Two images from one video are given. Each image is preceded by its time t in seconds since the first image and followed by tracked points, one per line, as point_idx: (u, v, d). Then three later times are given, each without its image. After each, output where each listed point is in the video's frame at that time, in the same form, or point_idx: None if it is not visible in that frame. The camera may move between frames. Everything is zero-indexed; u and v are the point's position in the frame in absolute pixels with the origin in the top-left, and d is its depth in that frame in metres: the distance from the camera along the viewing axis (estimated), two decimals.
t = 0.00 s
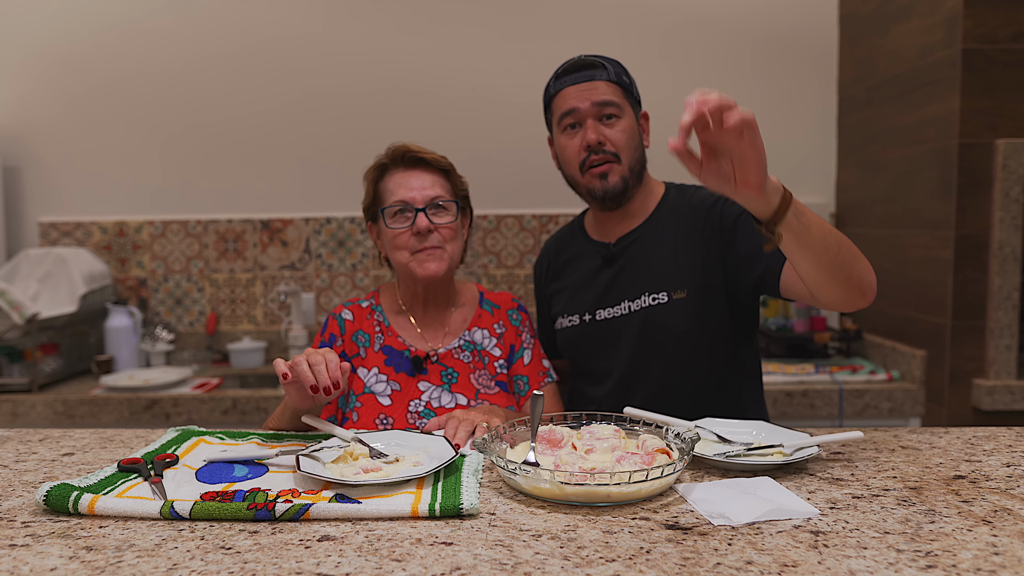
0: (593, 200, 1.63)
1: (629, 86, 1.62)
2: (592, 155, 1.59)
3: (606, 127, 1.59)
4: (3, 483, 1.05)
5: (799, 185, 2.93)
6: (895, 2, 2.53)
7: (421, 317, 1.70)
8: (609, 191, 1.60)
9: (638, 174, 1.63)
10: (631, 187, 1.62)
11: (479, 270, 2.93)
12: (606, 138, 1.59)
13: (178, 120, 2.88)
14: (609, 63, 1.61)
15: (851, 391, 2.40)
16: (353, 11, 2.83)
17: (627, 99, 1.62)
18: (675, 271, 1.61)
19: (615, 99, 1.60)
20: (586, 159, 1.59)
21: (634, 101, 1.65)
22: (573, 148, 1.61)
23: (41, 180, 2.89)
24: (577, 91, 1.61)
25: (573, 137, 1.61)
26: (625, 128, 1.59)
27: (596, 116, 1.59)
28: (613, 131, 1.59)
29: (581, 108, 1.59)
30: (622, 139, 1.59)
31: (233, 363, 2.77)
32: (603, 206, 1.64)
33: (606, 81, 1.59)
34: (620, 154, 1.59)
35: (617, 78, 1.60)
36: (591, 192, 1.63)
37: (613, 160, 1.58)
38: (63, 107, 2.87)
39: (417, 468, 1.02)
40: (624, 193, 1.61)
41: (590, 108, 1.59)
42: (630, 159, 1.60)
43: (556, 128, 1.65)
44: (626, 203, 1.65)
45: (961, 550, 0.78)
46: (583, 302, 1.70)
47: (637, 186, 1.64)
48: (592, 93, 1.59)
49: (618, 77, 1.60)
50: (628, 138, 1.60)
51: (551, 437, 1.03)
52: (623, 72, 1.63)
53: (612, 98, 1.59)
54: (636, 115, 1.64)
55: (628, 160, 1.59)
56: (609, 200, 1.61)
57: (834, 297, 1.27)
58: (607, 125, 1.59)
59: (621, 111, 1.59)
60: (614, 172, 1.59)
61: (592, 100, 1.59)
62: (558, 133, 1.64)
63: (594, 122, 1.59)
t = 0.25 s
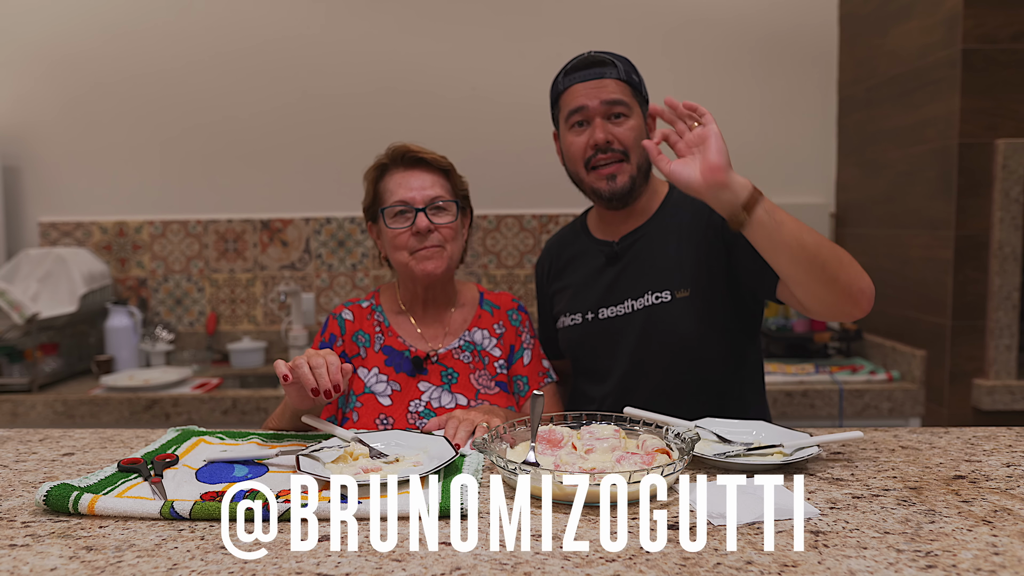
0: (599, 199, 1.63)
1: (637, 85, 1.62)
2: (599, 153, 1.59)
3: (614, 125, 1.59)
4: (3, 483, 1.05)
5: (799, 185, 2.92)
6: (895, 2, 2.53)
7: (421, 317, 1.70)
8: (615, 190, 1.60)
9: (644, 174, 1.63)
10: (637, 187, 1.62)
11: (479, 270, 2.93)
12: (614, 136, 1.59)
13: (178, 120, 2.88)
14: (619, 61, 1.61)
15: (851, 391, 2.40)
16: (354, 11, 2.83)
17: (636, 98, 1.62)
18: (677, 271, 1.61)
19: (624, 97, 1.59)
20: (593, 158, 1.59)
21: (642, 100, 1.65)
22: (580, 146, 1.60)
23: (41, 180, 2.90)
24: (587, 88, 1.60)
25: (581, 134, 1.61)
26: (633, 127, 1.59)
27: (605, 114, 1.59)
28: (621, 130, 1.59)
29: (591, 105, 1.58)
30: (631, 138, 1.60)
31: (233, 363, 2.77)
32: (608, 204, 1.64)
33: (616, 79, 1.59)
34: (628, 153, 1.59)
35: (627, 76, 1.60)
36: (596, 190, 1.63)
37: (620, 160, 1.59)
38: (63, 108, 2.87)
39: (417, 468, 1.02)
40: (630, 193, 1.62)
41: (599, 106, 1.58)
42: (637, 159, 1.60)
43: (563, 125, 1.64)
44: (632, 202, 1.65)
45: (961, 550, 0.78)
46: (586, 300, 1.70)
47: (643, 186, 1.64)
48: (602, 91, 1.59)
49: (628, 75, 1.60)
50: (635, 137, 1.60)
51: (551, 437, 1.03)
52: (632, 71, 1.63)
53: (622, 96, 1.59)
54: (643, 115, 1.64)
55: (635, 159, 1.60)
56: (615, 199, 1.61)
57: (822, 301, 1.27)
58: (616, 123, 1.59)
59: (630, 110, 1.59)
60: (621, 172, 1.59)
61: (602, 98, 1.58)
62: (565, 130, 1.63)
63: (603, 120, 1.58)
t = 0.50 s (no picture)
0: (597, 201, 1.64)
1: (636, 88, 1.62)
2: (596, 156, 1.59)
3: (610, 129, 1.59)
4: (3, 483, 1.05)
5: (799, 185, 2.92)
6: (895, 2, 2.53)
7: (422, 318, 1.70)
8: (613, 192, 1.60)
9: (642, 176, 1.63)
10: (634, 189, 1.62)
11: (479, 270, 2.93)
12: (610, 139, 1.59)
13: (178, 120, 2.88)
14: (617, 62, 1.60)
15: (851, 391, 2.40)
16: (353, 11, 2.83)
17: (634, 100, 1.61)
18: (677, 272, 1.61)
19: (621, 101, 1.59)
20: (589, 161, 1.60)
21: (640, 102, 1.64)
22: (578, 149, 1.61)
23: (40, 180, 2.90)
24: (583, 92, 1.60)
25: (579, 137, 1.61)
26: (629, 130, 1.59)
27: (601, 118, 1.59)
28: (618, 133, 1.59)
29: (587, 110, 1.59)
30: (627, 141, 1.60)
31: (233, 363, 2.77)
32: (606, 206, 1.64)
33: (612, 82, 1.59)
34: (625, 156, 1.59)
35: (624, 78, 1.59)
36: (594, 192, 1.63)
37: (617, 162, 1.59)
38: (63, 108, 2.87)
39: (417, 468, 1.02)
40: (627, 195, 1.62)
41: (595, 109, 1.59)
42: (635, 161, 1.60)
43: (561, 128, 1.64)
44: (629, 204, 1.65)
45: (961, 550, 0.78)
46: (585, 301, 1.70)
47: (641, 188, 1.65)
48: (598, 95, 1.59)
49: (625, 78, 1.59)
50: (632, 140, 1.60)
51: (551, 437, 1.03)
52: (630, 72, 1.62)
53: (618, 99, 1.59)
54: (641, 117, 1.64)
55: (632, 162, 1.60)
56: (612, 201, 1.62)
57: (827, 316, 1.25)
58: (613, 127, 1.59)
59: (626, 113, 1.59)
60: (617, 174, 1.59)
61: (598, 102, 1.58)
62: (563, 133, 1.64)
63: (599, 124, 1.59)
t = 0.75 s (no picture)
0: (595, 200, 1.64)
1: (633, 87, 1.61)
2: (594, 156, 1.59)
3: (608, 129, 1.59)
4: (3, 483, 1.05)
5: (799, 185, 2.92)
6: (895, 2, 2.53)
7: (424, 318, 1.70)
8: (611, 192, 1.60)
9: (641, 176, 1.63)
10: (633, 188, 1.62)
11: (479, 270, 2.93)
12: (607, 139, 1.59)
13: (178, 120, 2.88)
14: (612, 62, 1.60)
15: (851, 391, 2.40)
16: (353, 11, 2.83)
17: (631, 100, 1.61)
18: (678, 272, 1.61)
19: (618, 100, 1.59)
20: (587, 160, 1.60)
21: (638, 101, 1.64)
22: (575, 149, 1.61)
23: (40, 180, 2.90)
24: (579, 93, 1.60)
25: (576, 138, 1.61)
26: (626, 129, 1.59)
27: (598, 119, 1.59)
28: (615, 133, 1.59)
29: (584, 111, 1.59)
30: (624, 140, 1.60)
31: (233, 363, 2.77)
32: (605, 206, 1.64)
33: (608, 82, 1.59)
34: (622, 155, 1.59)
35: (620, 79, 1.59)
36: (593, 193, 1.63)
37: (613, 162, 1.59)
38: (63, 108, 2.87)
39: (417, 468, 1.02)
40: (625, 194, 1.62)
41: (591, 110, 1.59)
42: (633, 161, 1.60)
43: (560, 129, 1.65)
44: (628, 203, 1.65)
45: (961, 550, 0.78)
46: (586, 300, 1.70)
47: (640, 188, 1.64)
48: (594, 95, 1.59)
49: (621, 78, 1.59)
50: (629, 139, 1.60)
51: (551, 437, 1.03)
52: (627, 71, 1.62)
53: (614, 99, 1.59)
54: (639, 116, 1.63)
55: (630, 162, 1.59)
56: (611, 201, 1.62)
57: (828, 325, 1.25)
58: (609, 126, 1.59)
59: (623, 112, 1.59)
60: (615, 173, 1.59)
61: (593, 102, 1.59)
62: (561, 134, 1.64)
63: (596, 124, 1.59)
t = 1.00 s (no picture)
0: (597, 192, 1.64)
1: (638, 84, 1.63)
2: (596, 147, 1.59)
3: (611, 121, 1.59)
4: (3, 483, 1.05)
5: (799, 185, 2.92)
6: (895, 2, 2.53)
7: (427, 318, 1.70)
8: (612, 184, 1.60)
9: (644, 170, 1.63)
10: (634, 182, 1.62)
11: (479, 270, 2.93)
12: (609, 130, 1.59)
13: (178, 120, 2.88)
14: (619, 59, 1.62)
15: (851, 391, 2.40)
16: (354, 11, 2.83)
17: (636, 95, 1.62)
18: (680, 271, 1.61)
19: (622, 94, 1.60)
20: (589, 152, 1.60)
21: (643, 98, 1.65)
22: (579, 140, 1.61)
23: (40, 180, 2.90)
24: (584, 85, 1.61)
25: (580, 130, 1.62)
26: (630, 121, 1.59)
27: (602, 110, 1.59)
28: (618, 125, 1.59)
29: (588, 102, 1.60)
30: (627, 132, 1.60)
31: (233, 363, 2.77)
32: (606, 198, 1.64)
33: (614, 76, 1.60)
34: (624, 148, 1.59)
35: (626, 74, 1.61)
36: (595, 183, 1.63)
37: (615, 153, 1.58)
38: (63, 108, 2.87)
39: (417, 468, 1.02)
40: (627, 186, 1.61)
41: (595, 101, 1.59)
42: (636, 154, 1.60)
43: (565, 122, 1.66)
44: (630, 197, 1.64)
45: (961, 550, 0.78)
46: (588, 297, 1.70)
47: (642, 182, 1.64)
48: (600, 87, 1.59)
49: (626, 73, 1.61)
50: (632, 131, 1.60)
51: (551, 437, 1.03)
52: (633, 68, 1.63)
53: (619, 92, 1.59)
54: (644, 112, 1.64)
55: (633, 155, 1.59)
56: (612, 192, 1.61)
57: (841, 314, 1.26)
58: (613, 119, 1.59)
59: (627, 105, 1.60)
60: (616, 164, 1.59)
61: (598, 94, 1.59)
62: (566, 126, 1.65)
63: (599, 115, 1.59)
